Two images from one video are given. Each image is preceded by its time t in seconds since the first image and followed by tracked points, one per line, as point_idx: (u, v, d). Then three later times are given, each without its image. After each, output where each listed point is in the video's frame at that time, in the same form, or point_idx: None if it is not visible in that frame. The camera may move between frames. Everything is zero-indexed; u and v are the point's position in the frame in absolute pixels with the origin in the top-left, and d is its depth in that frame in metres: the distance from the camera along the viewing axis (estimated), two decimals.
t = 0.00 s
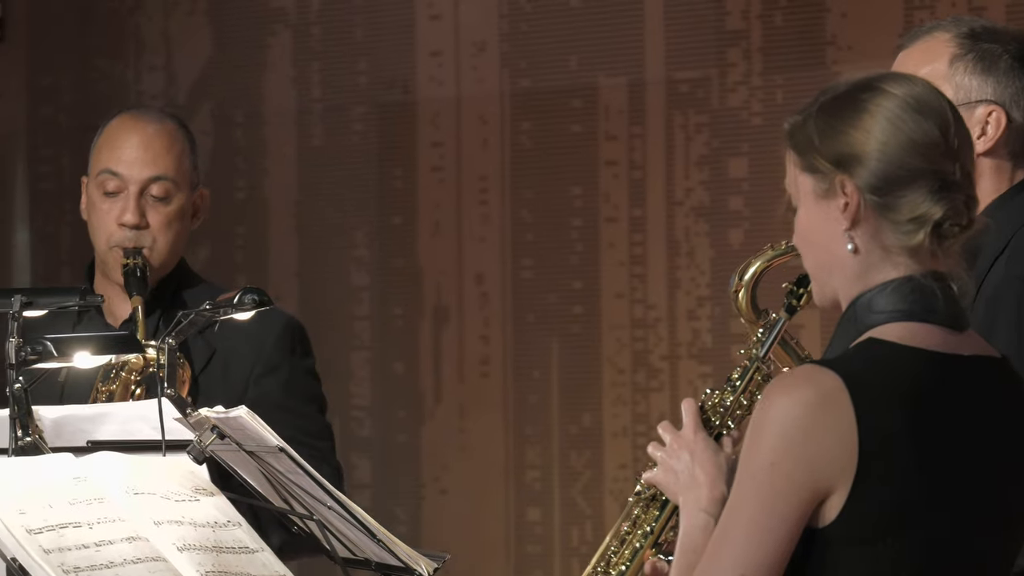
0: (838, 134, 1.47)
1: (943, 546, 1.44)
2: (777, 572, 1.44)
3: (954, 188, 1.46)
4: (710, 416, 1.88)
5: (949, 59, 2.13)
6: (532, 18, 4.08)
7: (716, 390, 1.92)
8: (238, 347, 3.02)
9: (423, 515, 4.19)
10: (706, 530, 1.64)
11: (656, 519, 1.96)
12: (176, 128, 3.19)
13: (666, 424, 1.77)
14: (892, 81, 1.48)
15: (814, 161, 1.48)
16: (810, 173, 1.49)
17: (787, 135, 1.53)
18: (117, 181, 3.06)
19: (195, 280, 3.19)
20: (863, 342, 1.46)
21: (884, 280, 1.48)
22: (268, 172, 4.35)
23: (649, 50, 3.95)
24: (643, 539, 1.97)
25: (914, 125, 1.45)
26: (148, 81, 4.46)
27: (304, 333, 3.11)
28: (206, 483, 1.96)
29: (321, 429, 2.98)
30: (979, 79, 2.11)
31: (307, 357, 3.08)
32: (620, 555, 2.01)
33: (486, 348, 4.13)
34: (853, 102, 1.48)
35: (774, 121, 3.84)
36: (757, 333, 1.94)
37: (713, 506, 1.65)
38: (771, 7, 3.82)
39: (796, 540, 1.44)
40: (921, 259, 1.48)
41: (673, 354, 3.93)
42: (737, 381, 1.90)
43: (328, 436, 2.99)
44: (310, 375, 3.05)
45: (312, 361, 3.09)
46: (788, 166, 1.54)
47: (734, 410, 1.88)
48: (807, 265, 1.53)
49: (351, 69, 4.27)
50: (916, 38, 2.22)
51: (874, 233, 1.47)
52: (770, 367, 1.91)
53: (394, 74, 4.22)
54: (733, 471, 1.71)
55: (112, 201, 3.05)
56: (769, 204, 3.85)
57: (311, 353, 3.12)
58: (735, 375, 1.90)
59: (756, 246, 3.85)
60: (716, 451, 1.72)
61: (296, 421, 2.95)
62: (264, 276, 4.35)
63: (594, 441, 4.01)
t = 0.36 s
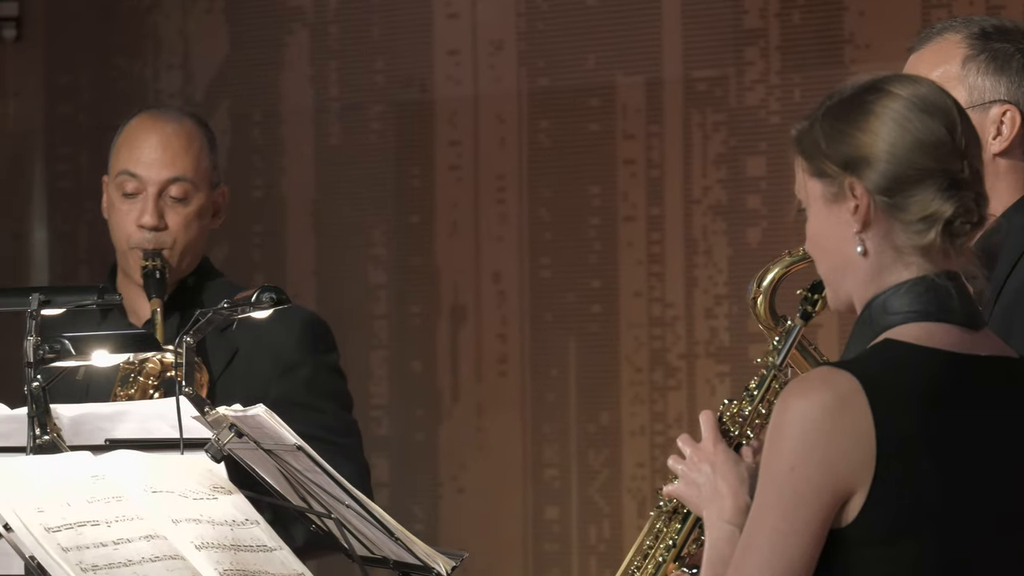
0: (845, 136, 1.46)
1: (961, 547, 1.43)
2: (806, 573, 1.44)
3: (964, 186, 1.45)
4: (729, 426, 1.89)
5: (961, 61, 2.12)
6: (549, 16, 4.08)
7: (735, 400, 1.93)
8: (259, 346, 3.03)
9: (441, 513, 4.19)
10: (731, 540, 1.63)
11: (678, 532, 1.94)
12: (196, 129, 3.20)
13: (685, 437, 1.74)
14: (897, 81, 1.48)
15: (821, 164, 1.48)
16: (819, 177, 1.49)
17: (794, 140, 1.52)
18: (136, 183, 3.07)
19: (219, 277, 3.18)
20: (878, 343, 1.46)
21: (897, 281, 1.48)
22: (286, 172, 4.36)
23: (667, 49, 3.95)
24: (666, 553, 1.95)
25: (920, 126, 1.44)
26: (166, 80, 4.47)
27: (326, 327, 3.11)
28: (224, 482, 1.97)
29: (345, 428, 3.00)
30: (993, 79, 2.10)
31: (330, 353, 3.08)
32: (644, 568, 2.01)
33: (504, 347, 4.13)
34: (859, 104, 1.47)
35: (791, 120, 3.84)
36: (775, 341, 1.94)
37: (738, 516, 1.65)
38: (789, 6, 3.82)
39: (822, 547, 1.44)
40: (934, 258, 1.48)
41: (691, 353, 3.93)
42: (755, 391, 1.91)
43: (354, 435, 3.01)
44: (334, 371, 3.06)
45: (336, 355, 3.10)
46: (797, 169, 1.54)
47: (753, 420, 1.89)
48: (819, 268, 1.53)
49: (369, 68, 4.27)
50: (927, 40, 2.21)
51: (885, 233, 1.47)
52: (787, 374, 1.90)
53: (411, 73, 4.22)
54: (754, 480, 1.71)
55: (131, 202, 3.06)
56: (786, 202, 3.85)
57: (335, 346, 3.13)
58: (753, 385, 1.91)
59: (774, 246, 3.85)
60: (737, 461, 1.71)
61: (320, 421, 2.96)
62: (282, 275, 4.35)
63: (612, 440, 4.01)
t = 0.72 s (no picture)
0: (878, 130, 1.45)
1: (987, 545, 1.42)
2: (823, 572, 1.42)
3: (995, 184, 1.44)
4: (753, 416, 1.86)
5: (987, 58, 2.11)
6: (576, 14, 4.07)
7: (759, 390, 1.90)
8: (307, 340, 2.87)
9: (468, 511, 4.19)
10: (750, 530, 1.64)
11: (699, 520, 1.94)
12: (251, 118, 3.13)
13: (708, 422, 1.74)
14: (933, 77, 1.47)
15: (854, 157, 1.47)
16: (851, 170, 1.48)
17: (828, 133, 1.51)
18: (186, 173, 3.03)
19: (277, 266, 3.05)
20: (905, 340, 1.44)
21: (925, 277, 1.47)
22: (313, 169, 4.37)
23: (694, 46, 3.95)
24: (686, 541, 1.94)
25: (954, 122, 1.42)
26: (193, 78, 4.50)
27: (380, 316, 2.95)
28: (252, 479, 1.98)
29: (401, 419, 2.84)
30: (1018, 76, 2.08)
31: (384, 343, 2.92)
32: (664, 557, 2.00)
33: (532, 345, 4.12)
34: (892, 99, 1.46)
35: (819, 117, 3.84)
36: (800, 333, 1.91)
37: (758, 507, 1.66)
38: (816, 3, 3.82)
39: (841, 540, 1.42)
40: (962, 255, 1.46)
41: (718, 351, 3.93)
42: (780, 382, 1.88)
43: (410, 427, 2.85)
44: (388, 362, 2.89)
45: (391, 345, 2.94)
46: (830, 163, 1.53)
47: (777, 411, 1.86)
48: (849, 263, 1.52)
49: (396, 66, 4.28)
50: (952, 37, 2.20)
51: (914, 229, 1.45)
52: (813, 367, 1.88)
53: (438, 71, 4.23)
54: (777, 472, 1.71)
55: (182, 192, 3.03)
56: (814, 199, 3.84)
57: (391, 335, 2.97)
58: (778, 375, 1.88)
59: (802, 244, 3.85)
60: (760, 453, 1.71)
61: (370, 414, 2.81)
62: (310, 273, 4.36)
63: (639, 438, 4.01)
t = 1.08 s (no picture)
0: (916, 129, 1.44)
1: None
2: (862, 572, 1.41)
3: None
4: (792, 413, 1.82)
5: None
6: (616, 11, 4.07)
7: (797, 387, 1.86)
8: (367, 342, 2.63)
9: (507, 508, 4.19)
10: (789, 524, 1.62)
11: (738, 517, 1.86)
12: (318, 116, 2.90)
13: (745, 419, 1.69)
14: (971, 76, 1.45)
15: (892, 157, 1.46)
16: (889, 169, 1.46)
17: (866, 133, 1.50)
18: (248, 173, 2.82)
19: (348, 263, 2.82)
20: (944, 340, 1.43)
21: (964, 276, 1.45)
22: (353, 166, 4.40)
23: (733, 43, 3.94)
24: (725, 538, 1.86)
25: (994, 121, 1.41)
26: (233, 76, 4.54)
27: (447, 316, 2.70)
28: (292, 477, 2.00)
29: (470, 421, 2.60)
30: None
31: (452, 341, 2.67)
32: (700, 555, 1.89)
33: (572, 343, 4.12)
34: (931, 98, 1.45)
35: (859, 115, 3.82)
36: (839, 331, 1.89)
37: (796, 499, 1.63)
38: (856, 1, 3.80)
39: (880, 538, 1.41)
40: (1001, 254, 1.45)
41: (759, 349, 3.92)
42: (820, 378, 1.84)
43: (481, 429, 2.61)
44: (455, 363, 2.65)
45: (461, 346, 2.69)
46: (868, 162, 1.51)
47: (817, 409, 1.83)
48: (887, 262, 1.50)
49: (435, 64, 4.30)
50: (990, 37, 2.19)
51: (953, 228, 1.44)
52: (853, 364, 1.85)
53: (478, 68, 4.24)
54: (814, 463, 1.67)
55: (244, 194, 2.82)
56: (853, 196, 3.83)
57: (459, 336, 2.71)
58: (818, 371, 1.84)
59: (842, 242, 3.84)
60: (798, 443, 1.67)
61: (434, 414, 2.57)
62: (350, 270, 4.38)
63: (680, 435, 4.00)
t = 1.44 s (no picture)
0: (958, 129, 1.43)
1: None
2: (903, 572, 1.40)
3: None
4: (834, 414, 1.81)
5: None
6: (657, 11, 4.07)
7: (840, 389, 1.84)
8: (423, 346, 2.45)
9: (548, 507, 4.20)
10: (831, 525, 1.61)
11: (782, 517, 1.83)
12: (388, 115, 2.65)
13: (787, 421, 1.69)
14: (1014, 74, 1.44)
15: (933, 156, 1.45)
16: (930, 169, 1.45)
17: (908, 132, 1.48)
18: (311, 173, 2.58)
19: (414, 263, 2.60)
20: (985, 340, 1.42)
21: (1005, 276, 1.44)
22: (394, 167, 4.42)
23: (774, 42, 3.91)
24: (769, 538, 1.84)
25: None
26: (274, 76, 4.58)
27: (509, 322, 2.52)
28: (333, 477, 2.02)
29: (527, 432, 2.40)
30: None
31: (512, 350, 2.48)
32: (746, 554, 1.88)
33: (613, 343, 4.12)
34: (973, 97, 1.43)
35: (900, 115, 3.79)
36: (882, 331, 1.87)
37: (838, 501, 1.62)
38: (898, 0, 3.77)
39: (922, 539, 1.40)
40: None
41: (800, 349, 3.90)
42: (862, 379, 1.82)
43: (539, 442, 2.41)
44: (514, 371, 2.45)
45: (520, 353, 2.50)
46: (910, 161, 1.50)
47: (860, 409, 1.80)
48: (929, 262, 1.48)
49: (476, 64, 4.31)
50: None
51: (994, 228, 1.43)
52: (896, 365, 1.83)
53: (519, 69, 4.25)
54: (855, 461, 1.66)
55: (306, 194, 2.59)
56: (896, 196, 3.80)
57: (519, 343, 2.53)
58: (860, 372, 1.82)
59: (883, 243, 3.81)
60: (839, 444, 1.66)
61: (488, 421, 2.38)
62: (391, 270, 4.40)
63: (721, 436, 3.99)
